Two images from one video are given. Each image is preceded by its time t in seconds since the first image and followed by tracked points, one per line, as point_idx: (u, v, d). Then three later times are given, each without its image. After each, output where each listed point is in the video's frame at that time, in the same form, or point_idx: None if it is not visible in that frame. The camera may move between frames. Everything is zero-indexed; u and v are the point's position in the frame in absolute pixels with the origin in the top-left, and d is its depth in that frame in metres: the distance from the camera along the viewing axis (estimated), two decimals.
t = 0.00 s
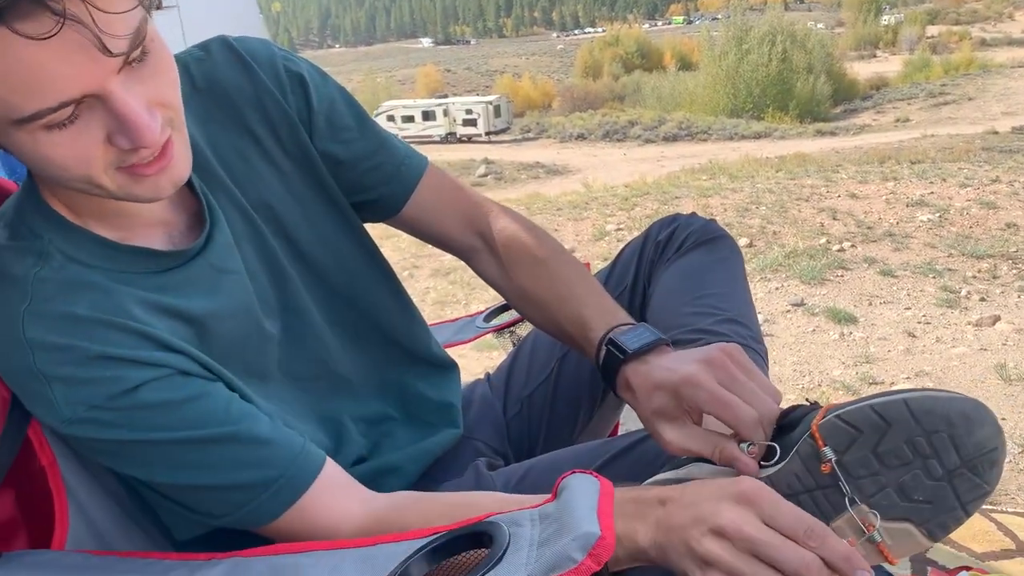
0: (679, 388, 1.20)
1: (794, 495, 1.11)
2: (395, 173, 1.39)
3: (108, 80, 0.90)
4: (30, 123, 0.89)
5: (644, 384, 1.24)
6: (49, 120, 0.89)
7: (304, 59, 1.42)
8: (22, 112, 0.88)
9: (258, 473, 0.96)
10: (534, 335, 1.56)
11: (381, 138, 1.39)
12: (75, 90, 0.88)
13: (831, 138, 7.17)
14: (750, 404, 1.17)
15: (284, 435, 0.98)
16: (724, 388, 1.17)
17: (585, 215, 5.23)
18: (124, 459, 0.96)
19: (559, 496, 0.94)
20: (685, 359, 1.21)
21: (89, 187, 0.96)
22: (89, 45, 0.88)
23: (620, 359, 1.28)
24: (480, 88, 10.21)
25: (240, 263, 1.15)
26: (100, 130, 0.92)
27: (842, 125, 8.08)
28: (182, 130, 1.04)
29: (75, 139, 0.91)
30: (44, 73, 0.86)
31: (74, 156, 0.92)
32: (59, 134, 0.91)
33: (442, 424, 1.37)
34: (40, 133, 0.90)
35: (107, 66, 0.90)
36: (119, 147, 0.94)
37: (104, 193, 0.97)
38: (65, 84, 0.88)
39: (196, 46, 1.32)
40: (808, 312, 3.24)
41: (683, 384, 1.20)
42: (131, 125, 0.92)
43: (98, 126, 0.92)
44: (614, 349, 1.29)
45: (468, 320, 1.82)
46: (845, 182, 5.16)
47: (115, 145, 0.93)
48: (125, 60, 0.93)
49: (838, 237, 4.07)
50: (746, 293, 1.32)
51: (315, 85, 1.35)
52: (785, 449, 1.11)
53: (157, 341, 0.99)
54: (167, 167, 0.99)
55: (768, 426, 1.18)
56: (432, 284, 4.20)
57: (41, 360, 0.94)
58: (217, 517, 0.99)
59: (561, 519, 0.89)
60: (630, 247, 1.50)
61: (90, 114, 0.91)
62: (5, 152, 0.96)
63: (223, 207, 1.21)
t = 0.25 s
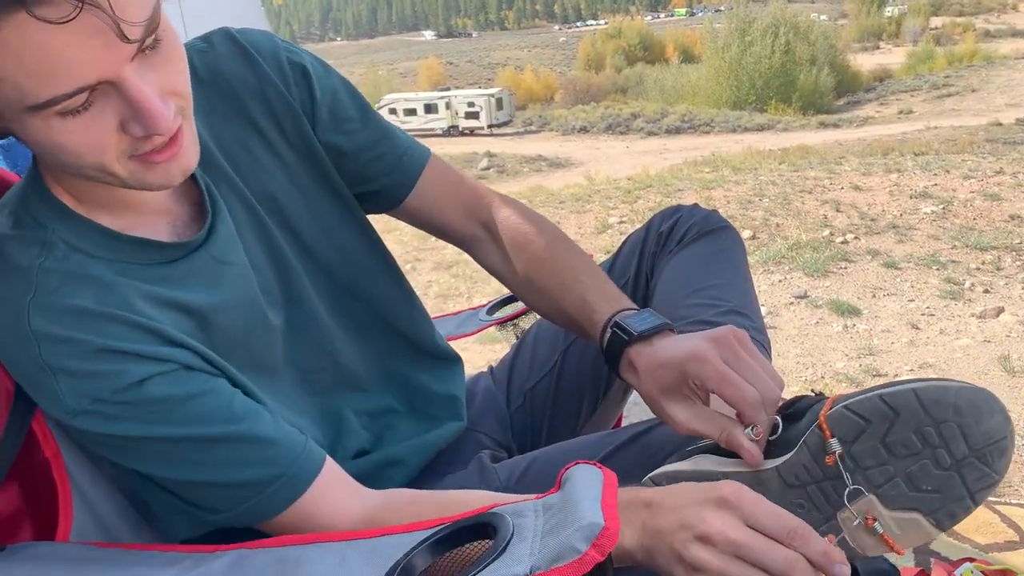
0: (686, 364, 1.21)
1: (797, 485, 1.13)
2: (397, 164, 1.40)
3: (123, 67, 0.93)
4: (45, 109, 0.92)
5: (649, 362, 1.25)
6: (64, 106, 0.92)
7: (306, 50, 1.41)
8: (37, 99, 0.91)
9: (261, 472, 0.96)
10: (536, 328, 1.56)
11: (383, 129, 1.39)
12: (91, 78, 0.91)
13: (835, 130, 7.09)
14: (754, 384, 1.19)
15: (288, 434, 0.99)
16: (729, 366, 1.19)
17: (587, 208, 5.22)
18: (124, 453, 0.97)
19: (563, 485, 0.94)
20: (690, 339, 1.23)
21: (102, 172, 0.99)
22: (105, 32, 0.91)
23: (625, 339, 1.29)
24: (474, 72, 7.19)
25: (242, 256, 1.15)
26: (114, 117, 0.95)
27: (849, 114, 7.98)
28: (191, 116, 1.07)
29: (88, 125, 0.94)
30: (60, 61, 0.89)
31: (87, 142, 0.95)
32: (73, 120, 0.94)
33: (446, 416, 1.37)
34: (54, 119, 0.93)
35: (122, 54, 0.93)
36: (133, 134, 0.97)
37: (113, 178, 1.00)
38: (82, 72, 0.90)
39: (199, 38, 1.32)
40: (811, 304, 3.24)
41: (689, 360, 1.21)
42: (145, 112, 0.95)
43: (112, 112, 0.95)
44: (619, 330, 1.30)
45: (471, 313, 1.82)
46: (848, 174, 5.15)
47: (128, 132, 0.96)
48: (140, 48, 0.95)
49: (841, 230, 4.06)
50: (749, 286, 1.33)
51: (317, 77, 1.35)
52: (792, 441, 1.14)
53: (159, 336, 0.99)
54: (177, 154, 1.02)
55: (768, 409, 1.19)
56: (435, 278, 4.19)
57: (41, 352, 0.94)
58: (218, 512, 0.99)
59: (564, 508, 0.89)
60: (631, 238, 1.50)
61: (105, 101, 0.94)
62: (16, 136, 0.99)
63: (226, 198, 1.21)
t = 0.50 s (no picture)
0: (665, 354, 1.23)
1: (782, 484, 1.15)
2: (393, 158, 1.40)
3: (116, 64, 0.94)
4: (36, 106, 0.92)
5: (629, 353, 1.28)
6: (57, 104, 0.93)
7: (301, 41, 1.41)
8: (29, 95, 0.91)
9: (227, 489, 0.99)
10: (526, 322, 1.57)
11: (377, 123, 1.39)
12: (83, 75, 0.92)
13: (829, 121, 7.04)
14: (731, 381, 1.20)
15: (263, 456, 1.00)
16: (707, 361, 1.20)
17: (582, 200, 5.23)
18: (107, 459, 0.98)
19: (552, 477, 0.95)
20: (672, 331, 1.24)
21: (93, 170, 1.00)
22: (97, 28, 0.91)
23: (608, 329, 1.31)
24: (488, 48, 6.07)
25: (233, 252, 1.16)
26: (107, 115, 0.96)
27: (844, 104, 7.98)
28: (183, 112, 1.08)
29: (80, 122, 0.95)
30: (49, 57, 0.89)
31: (79, 139, 0.96)
32: (64, 117, 0.94)
33: (440, 410, 1.37)
34: (46, 116, 0.93)
35: (115, 51, 0.93)
36: (125, 131, 0.97)
37: (103, 175, 1.01)
38: (75, 70, 0.91)
39: (191, 29, 1.31)
40: (804, 296, 3.24)
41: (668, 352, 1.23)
42: (137, 110, 0.96)
43: (103, 109, 0.95)
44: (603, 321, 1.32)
45: (464, 306, 1.82)
46: (842, 165, 5.16)
47: (120, 129, 0.97)
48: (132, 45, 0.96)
49: (835, 222, 4.07)
50: (739, 276, 1.34)
51: (312, 69, 1.34)
52: (778, 439, 1.16)
53: (140, 342, 1.01)
54: (169, 151, 1.03)
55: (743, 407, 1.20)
56: (430, 271, 4.19)
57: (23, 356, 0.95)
58: (198, 522, 1.02)
59: (553, 500, 0.90)
60: (622, 231, 1.51)
61: (97, 99, 0.95)
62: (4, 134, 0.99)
63: (219, 192, 1.21)
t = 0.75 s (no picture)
0: (634, 369, 1.22)
1: (775, 475, 1.16)
2: (380, 150, 1.39)
3: (89, 64, 0.93)
4: (7, 107, 0.91)
5: (601, 360, 1.27)
6: (29, 104, 0.91)
7: (286, 31, 1.40)
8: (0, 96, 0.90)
9: (194, 490, 1.00)
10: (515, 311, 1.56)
11: (364, 114, 1.39)
12: (56, 75, 0.91)
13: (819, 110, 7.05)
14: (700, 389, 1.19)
15: (220, 449, 1.00)
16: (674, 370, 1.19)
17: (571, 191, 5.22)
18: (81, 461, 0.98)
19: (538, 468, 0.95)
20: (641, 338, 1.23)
21: (66, 169, 0.99)
22: (69, 27, 0.90)
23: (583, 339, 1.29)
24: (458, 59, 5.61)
25: (212, 245, 1.15)
26: (81, 114, 0.95)
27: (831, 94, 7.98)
28: (158, 110, 1.07)
29: (54, 122, 0.94)
30: (19, 57, 0.88)
31: (51, 138, 0.95)
32: (36, 117, 0.93)
33: (427, 402, 1.37)
34: (17, 117, 0.92)
35: (88, 51, 0.92)
36: (99, 131, 0.97)
37: (77, 173, 1.00)
38: (47, 70, 0.90)
39: (173, 18, 1.30)
40: (792, 285, 3.25)
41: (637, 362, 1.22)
42: (111, 110, 0.95)
43: (76, 109, 0.94)
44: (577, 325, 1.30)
45: (453, 297, 1.82)
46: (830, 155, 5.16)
47: (94, 129, 0.96)
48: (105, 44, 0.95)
49: (823, 211, 4.08)
50: (726, 266, 1.33)
51: (296, 59, 1.34)
52: (770, 431, 1.16)
53: (109, 340, 1.00)
54: (144, 150, 1.03)
55: (717, 411, 1.19)
56: (419, 262, 4.18)
57: None
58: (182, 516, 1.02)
59: (540, 491, 0.90)
60: (609, 219, 1.51)
61: (71, 99, 0.94)
62: None
63: (200, 182, 1.20)
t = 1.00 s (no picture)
0: (640, 344, 1.25)
1: (762, 468, 1.16)
2: (374, 150, 1.40)
3: (83, 63, 0.92)
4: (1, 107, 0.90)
5: (597, 331, 1.31)
6: (24, 104, 0.91)
7: (279, 27, 1.39)
8: None
9: (186, 488, 1.00)
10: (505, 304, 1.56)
11: (358, 112, 1.39)
12: (52, 74, 0.90)
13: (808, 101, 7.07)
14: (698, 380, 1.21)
15: (213, 449, 1.00)
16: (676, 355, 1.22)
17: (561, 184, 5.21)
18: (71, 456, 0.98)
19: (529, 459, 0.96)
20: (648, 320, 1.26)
21: (58, 167, 0.98)
22: (65, 27, 0.90)
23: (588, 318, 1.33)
24: (445, 51, 4.78)
25: (202, 242, 1.15)
26: (75, 113, 0.94)
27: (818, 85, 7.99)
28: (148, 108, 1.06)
29: (47, 119, 0.93)
30: (15, 57, 0.87)
31: (45, 136, 0.94)
32: (31, 117, 0.92)
33: (419, 397, 1.38)
34: (11, 116, 0.91)
35: (84, 51, 0.92)
36: (93, 129, 0.96)
37: (69, 171, 0.99)
38: (43, 70, 0.89)
39: (163, 11, 1.29)
40: (782, 277, 3.26)
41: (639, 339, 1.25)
42: (105, 107, 0.95)
43: (70, 108, 0.94)
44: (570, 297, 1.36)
45: (443, 290, 1.82)
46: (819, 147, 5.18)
47: (87, 127, 0.96)
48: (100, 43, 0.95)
49: (812, 202, 4.08)
50: (715, 257, 1.34)
51: (288, 56, 1.33)
52: (758, 424, 1.17)
53: (98, 338, 1.00)
54: (134, 146, 1.02)
55: (709, 403, 1.22)
56: (409, 255, 4.17)
57: None
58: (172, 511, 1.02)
59: (531, 482, 0.90)
60: (598, 212, 1.51)
61: (65, 98, 0.93)
62: None
63: (190, 181, 1.20)
